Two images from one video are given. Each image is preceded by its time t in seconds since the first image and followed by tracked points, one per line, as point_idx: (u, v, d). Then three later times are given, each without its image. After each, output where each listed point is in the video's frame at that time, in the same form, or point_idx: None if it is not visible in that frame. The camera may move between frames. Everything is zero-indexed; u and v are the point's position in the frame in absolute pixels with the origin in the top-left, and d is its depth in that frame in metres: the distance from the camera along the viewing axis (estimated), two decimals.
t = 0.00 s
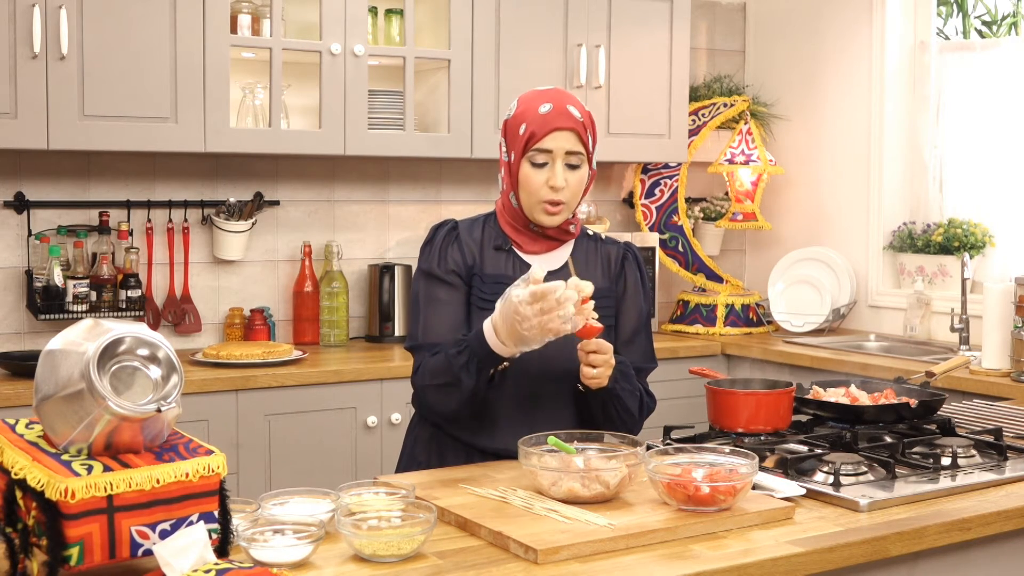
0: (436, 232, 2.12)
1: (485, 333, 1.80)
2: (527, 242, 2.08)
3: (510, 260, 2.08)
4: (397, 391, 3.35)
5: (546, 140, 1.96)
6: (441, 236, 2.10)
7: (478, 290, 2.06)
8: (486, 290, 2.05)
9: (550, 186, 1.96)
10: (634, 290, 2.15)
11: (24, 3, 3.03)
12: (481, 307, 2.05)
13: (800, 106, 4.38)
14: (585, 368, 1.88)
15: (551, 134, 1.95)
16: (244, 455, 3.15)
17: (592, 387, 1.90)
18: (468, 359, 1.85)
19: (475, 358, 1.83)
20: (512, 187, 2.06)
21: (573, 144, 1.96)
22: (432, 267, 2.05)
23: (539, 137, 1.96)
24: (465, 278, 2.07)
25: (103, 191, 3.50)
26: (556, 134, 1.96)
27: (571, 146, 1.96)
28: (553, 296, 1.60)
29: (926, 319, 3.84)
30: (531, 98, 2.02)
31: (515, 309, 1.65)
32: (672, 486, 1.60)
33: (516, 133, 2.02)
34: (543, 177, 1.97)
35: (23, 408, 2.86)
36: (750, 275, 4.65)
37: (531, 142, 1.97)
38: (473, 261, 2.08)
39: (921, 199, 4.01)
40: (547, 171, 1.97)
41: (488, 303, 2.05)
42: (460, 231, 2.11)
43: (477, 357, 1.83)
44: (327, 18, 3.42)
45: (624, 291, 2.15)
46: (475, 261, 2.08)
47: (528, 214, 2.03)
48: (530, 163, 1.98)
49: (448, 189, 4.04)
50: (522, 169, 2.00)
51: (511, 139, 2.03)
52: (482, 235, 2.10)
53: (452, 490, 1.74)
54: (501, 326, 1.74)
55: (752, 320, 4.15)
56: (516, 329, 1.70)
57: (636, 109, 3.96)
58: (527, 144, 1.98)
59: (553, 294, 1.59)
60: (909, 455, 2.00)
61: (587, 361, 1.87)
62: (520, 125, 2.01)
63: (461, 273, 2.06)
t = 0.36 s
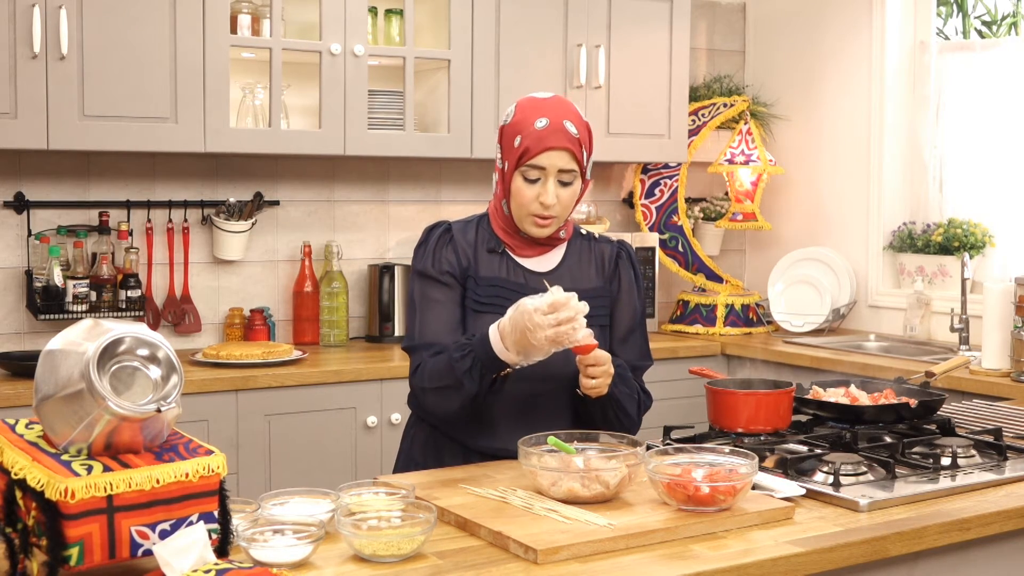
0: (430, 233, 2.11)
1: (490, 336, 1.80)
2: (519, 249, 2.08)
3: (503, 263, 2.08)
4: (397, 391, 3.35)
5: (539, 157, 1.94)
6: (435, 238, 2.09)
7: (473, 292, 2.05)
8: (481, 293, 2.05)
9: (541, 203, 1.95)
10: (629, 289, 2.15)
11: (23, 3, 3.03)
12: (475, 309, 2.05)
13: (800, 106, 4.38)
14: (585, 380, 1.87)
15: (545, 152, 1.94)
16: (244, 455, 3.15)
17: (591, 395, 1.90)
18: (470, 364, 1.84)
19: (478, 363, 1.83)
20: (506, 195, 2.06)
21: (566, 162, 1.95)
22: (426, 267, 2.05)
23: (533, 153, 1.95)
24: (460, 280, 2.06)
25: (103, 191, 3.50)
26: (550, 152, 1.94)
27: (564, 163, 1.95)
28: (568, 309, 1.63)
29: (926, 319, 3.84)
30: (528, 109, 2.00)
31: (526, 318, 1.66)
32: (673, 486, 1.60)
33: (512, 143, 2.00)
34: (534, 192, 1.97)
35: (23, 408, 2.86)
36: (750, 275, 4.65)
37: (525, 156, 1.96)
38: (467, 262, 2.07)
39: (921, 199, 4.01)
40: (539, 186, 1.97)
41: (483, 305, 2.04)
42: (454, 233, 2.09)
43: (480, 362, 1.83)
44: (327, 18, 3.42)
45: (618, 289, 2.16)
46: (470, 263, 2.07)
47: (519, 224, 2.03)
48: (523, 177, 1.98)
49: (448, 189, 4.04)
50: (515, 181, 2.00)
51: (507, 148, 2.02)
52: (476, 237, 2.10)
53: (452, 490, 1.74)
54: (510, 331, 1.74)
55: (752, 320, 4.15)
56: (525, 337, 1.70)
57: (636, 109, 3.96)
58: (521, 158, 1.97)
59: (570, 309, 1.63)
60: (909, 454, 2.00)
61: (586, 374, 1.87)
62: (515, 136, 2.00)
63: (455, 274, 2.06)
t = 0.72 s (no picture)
0: (426, 233, 2.11)
1: (491, 344, 1.79)
2: (517, 245, 2.08)
3: (501, 261, 2.08)
4: (397, 391, 3.35)
5: (543, 153, 1.94)
6: (432, 238, 2.09)
7: (470, 292, 2.05)
8: (479, 291, 2.05)
9: (543, 199, 1.96)
10: (625, 287, 2.15)
11: (22, 2, 3.03)
12: (474, 308, 2.05)
13: (800, 106, 4.38)
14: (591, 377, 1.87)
15: (549, 148, 1.94)
16: (243, 455, 3.15)
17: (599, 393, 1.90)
18: (471, 369, 1.83)
19: (479, 369, 1.82)
20: (505, 192, 2.06)
21: (570, 158, 1.96)
22: (423, 269, 2.04)
23: (537, 149, 1.95)
24: (457, 280, 2.06)
25: (103, 191, 3.50)
26: (554, 149, 1.95)
27: (567, 160, 1.96)
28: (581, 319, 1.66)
29: (925, 319, 3.84)
30: (530, 105, 2.00)
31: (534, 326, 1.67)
32: (672, 486, 1.60)
33: (513, 139, 2.00)
34: (537, 189, 1.97)
35: (22, 408, 2.85)
36: (749, 275, 4.65)
37: (528, 153, 1.96)
38: (464, 263, 2.07)
39: (920, 199, 4.02)
40: (542, 183, 1.97)
41: (481, 304, 2.04)
42: (451, 233, 2.09)
43: (480, 369, 1.82)
44: (327, 18, 3.42)
45: (615, 287, 2.16)
46: (467, 262, 2.07)
47: (518, 221, 2.03)
48: (525, 173, 1.98)
49: (447, 189, 4.04)
50: (516, 177, 2.00)
51: (508, 143, 2.02)
52: (472, 236, 2.10)
53: (452, 490, 1.74)
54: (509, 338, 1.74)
55: (751, 319, 4.15)
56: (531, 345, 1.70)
57: (635, 109, 3.96)
58: (524, 154, 1.97)
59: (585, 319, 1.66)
60: (908, 454, 2.00)
61: (592, 372, 1.87)
62: (517, 132, 1.99)
63: (452, 275, 2.05)
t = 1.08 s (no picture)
0: (426, 227, 2.10)
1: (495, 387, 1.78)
2: (519, 240, 2.08)
3: (502, 254, 2.08)
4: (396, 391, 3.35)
5: (553, 145, 1.95)
6: (432, 231, 2.08)
7: (470, 285, 2.04)
8: (479, 284, 2.04)
9: (550, 191, 1.97)
10: (627, 285, 2.16)
11: (21, 2, 3.03)
12: (473, 300, 2.04)
13: (799, 106, 4.38)
14: (614, 385, 1.89)
15: (559, 140, 1.95)
16: (242, 455, 3.15)
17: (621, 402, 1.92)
18: (463, 395, 1.79)
19: (469, 398, 1.78)
20: (511, 184, 2.06)
21: (578, 152, 1.97)
22: (420, 262, 2.03)
23: (547, 140, 1.95)
24: (456, 273, 2.05)
25: (102, 191, 3.50)
26: (563, 141, 1.96)
27: (576, 153, 1.97)
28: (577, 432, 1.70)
29: (924, 319, 3.84)
30: (541, 99, 2.01)
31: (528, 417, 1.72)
32: (671, 486, 1.60)
33: (522, 131, 2.01)
34: (544, 181, 1.97)
35: (21, 408, 2.85)
36: (748, 275, 4.65)
37: (538, 144, 1.96)
38: (464, 256, 2.07)
39: (919, 199, 4.02)
40: (549, 175, 1.98)
41: (481, 297, 2.04)
42: (451, 226, 2.09)
43: (473, 400, 1.78)
44: (326, 18, 3.42)
45: (618, 285, 2.16)
46: (467, 256, 2.07)
47: (522, 214, 2.03)
48: (533, 165, 1.98)
49: (446, 189, 4.04)
50: (524, 169, 2.00)
51: (516, 136, 2.03)
52: (472, 230, 2.10)
53: (451, 490, 1.74)
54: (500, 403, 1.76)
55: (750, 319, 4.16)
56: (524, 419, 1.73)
57: (634, 109, 3.96)
58: (533, 145, 1.98)
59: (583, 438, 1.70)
60: (907, 454, 2.00)
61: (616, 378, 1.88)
62: (527, 124, 2.00)
63: (450, 269, 2.05)
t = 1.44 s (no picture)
0: (434, 221, 2.09)
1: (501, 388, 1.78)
2: (524, 235, 2.08)
3: (508, 253, 2.07)
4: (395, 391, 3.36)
5: (568, 134, 1.97)
6: (440, 225, 2.06)
7: (476, 282, 2.04)
8: (485, 281, 2.04)
9: (563, 181, 1.97)
10: (630, 290, 2.18)
11: (20, 2, 3.03)
12: (478, 297, 2.04)
13: (798, 106, 4.38)
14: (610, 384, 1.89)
15: (574, 131, 1.97)
16: (242, 455, 3.15)
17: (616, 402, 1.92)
18: (473, 392, 1.80)
19: (479, 394, 1.79)
20: (520, 176, 2.06)
21: (591, 145, 1.98)
22: (428, 253, 2.01)
23: (562, 130, 1.97)
24: (463, 269, 2.04)
25: (101, 192, 3.50)
26: (578, 132, 1.97)
27: (590, 146, 1.98)
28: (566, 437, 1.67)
29: (923, 319, 3.84)
30: (556, 92, 2.02)
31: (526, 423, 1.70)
32: (670, 486, 1.60)
33: (535, 122, 2.01)
34: (556, 170, 1.98)
35: (20, 409, 2.85)
36: (748, 275, 4.65)
37: (552, 134, 1.97)
38: (471, 252, 2.05)
39: (918, 199, 4.02)
40: (562, 165, 1.98)
41: (486, 295, 2.04)
42: (459, 222, 2.08)
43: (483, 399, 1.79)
44: (325, 18, 3.42)
45: (621, 288, 2.18)
46: (474, 252, 2.06)
47: (531, 205, 2.04)
48: (546, 155, 1.99)
49: (446, 189, 4.04)
50: (536, 159, 2.01)
51: (529, 127, 2.03)
52: (479, 227, 2.09)
53: (450, 490, 1.74)
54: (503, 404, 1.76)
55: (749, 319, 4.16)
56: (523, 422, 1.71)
57: (634, 109, 3.96)
58: (547, 135, 1.98)
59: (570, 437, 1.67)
60: (906, 454, 2.00)
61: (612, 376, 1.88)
62: (541, 115, 2.01)
63: (457, 263, 2.03)
